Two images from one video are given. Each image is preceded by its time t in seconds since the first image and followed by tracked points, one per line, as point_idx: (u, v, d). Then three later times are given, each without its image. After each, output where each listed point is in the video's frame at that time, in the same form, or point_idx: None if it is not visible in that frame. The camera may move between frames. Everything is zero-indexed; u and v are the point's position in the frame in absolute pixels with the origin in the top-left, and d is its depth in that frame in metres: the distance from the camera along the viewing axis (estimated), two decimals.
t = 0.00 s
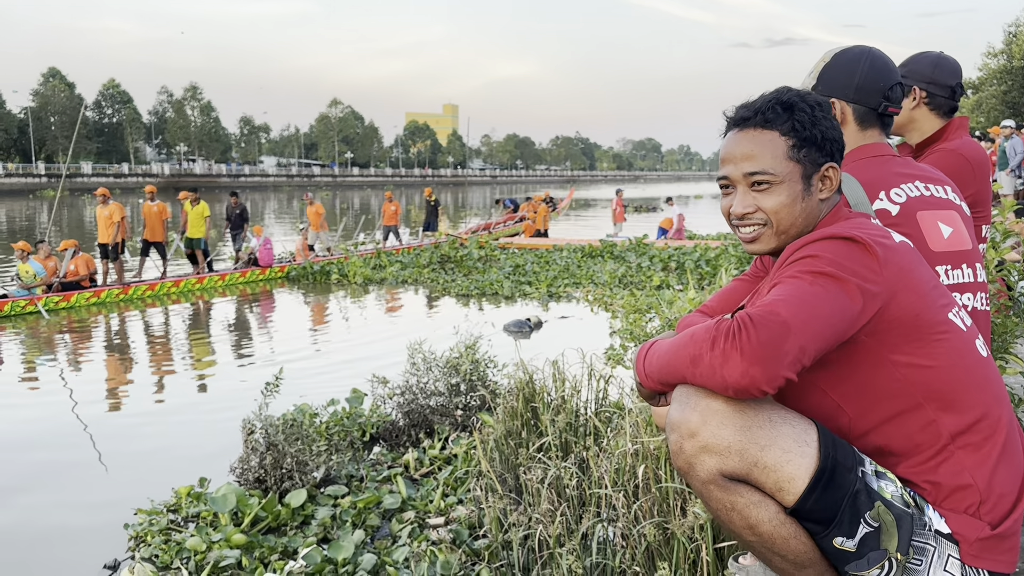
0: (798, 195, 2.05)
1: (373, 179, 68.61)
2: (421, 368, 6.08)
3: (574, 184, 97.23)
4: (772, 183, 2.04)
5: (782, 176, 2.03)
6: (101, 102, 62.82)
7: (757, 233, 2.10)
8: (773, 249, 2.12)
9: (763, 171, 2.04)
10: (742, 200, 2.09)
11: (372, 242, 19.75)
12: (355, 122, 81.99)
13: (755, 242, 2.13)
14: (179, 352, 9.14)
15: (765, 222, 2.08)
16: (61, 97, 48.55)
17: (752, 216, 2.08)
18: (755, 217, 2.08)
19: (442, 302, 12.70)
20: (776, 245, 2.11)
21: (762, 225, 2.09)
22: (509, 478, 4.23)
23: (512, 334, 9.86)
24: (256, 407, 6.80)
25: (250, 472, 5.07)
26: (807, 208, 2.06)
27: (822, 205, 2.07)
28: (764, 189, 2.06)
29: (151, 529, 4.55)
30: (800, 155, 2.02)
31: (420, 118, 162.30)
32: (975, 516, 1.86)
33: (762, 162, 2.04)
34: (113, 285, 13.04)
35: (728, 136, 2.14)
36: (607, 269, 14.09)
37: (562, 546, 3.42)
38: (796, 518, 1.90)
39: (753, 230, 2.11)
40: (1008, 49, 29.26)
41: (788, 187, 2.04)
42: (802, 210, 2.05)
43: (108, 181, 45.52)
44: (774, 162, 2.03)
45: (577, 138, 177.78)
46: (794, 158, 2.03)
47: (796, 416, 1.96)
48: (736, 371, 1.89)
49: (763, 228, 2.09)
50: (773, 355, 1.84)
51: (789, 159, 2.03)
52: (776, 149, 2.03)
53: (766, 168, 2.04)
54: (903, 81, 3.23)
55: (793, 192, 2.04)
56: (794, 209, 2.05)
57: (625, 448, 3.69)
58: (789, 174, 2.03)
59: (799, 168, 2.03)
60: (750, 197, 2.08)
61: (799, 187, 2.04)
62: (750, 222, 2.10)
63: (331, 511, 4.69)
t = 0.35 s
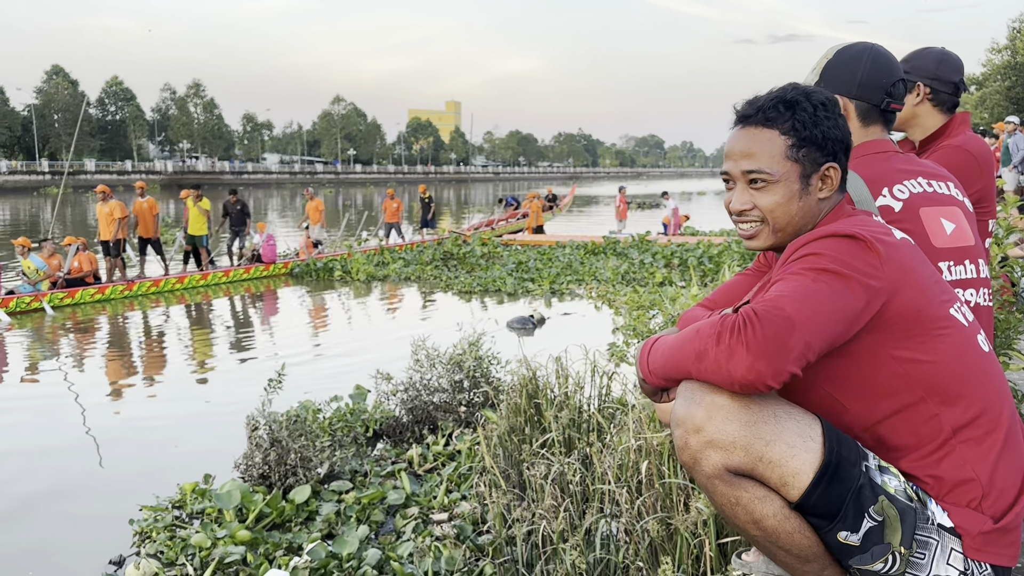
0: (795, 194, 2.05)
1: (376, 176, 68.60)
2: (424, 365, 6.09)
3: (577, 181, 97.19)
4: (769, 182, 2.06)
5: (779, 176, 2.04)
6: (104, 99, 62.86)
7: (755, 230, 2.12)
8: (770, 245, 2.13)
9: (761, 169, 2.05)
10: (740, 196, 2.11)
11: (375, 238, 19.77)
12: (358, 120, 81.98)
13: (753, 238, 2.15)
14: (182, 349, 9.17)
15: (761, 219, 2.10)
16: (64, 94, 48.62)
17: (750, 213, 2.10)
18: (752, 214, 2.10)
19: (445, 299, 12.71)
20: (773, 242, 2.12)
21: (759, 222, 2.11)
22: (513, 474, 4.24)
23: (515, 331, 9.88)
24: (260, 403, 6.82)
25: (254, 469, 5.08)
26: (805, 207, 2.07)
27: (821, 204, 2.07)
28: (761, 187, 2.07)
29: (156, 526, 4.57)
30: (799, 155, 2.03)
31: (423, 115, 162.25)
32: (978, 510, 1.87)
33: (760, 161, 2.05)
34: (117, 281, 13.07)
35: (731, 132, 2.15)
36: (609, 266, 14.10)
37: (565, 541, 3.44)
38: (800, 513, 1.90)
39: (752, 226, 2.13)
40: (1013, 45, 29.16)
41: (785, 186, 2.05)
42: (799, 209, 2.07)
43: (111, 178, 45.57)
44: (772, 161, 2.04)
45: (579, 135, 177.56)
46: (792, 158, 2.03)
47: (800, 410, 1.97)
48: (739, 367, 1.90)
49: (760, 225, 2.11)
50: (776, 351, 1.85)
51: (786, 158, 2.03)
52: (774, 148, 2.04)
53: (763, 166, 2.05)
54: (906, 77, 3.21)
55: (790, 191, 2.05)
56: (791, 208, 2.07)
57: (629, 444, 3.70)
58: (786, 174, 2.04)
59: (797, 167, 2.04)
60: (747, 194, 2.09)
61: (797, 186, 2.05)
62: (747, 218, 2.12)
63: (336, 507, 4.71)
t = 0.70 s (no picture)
0: (787, 194, 2.07)
1: (376, 174, 68.64)
2: (424, 363, 6.11)
3: (577, 179, 97.21)
4: (761, 182, 2.07)
5: (770, 176, 2.06)
6: (104, 97, 62.84)
7: (749, 229, 2.15)
8: (765, 244, 2.16)
9: (753, 170, 2.07)
10: (733, 196, 2.13)
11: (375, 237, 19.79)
12: (358, 117, 81.96)
13: (748, 237, 2.17)
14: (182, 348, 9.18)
15: (754, 219, 2.12)
16: (64, 92, 48.64)
17: (742, 213, 2.12)
18: (746, 214, 2.13)
19: (445, 297, 12.72)
20: (767, 241, 2.15)
21: (752, 221, 2.13)
22: (512, 472, 4.26)
23: (515, 329, 9.89)
24: (259, 401, 6.84)
25: (254, 466, 5.08)
26: (797, 207, 2.08)
27: (813, 203, 2.08)
28: (753, 187, 2.09)
29: (156, 524, 4.59)
30: (790, 155, 2.04)
31: (423, 112, 162.22)
32: (971, 510, 1.88)
33: (751, 161, 2.07)
34: (118, 280, 13.08)
35: (725, 132, 2.16)
36: (609, 264, 14.12)
37: (564, 539, 3.46)
38: (792, 510, 1.92)
39: (746, 226, 2.16)
40: (1012, 43, 29.19)
41: (776, 186, 2.07)
42: (791, 208, 2.08)
43: (111, 176, 45.56)
44: (764, 162, 2.06)
45: (579, 133, 177.58)
46: (784, 158, 2.05)
47: (792, 409, 1.98)
48: (730, 367, 1.92)
49: (753, 224, 2.13)
50: (767, 352, 1.86)
51: (778, 158, 2.05)
52: (765, 149, 2.06)
53: (755, 167, 2.07)
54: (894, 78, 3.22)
55: (781, 192, 2.07)
56: (782, 207, 2.08)
57: (627, 442, 3.71)
58: (777, 174, 2.06)
59: (788, 168, 2.05)
60: (740, 194, 2.11)
61: (789, 186, 2.06)
62: (741, 218, 2.14)
63: (335, 505, 4.73)
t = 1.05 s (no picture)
0: (786, 190, 2.07)
1: (373, 172, 68.57)
2: (421, 361, 6.10)
3: (573, 178, 97.23)
4: (760, 177, 2.08)
5: (770, 172, 2.06)
6: (100, 95, 62.70)
7: (745, 224, 2.15)
8: (761, 240, 2.16)
9: (753, 165, 2.08)
10: (732, 190, 2.13)
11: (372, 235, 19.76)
12: (355, 116, 81.88)
13: (744, 232, 2.18)
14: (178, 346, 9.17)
15: (751, 214, 2.12)
16: (60, 90, 48.53)
17: (740, 207, 2.13)
18: (742, 208, 2.12)
19: (442, 296, 12.71)
20: (763, 237, 2.15)
21: (748, 216, 2.13)
22: (509, 471, 4.26)
23: (512, 328, 9.89)
24: (256, 400, 6.85)
25: (251, 465, 5.09)
26: (795, 204, 2.08)
27: (812, 202, 2.09)
28: (753, 182, 2.09)
29: (151, 522, 4.58)
30: (791, 151, 2.04)
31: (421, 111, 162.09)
32: (966, 508, 1.89)
33: (753, 156, 2.08)
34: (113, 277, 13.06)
35: (730, 127, 2.17)
36: (606, 263, 14.13)
37: (561, 538, 3.46)
38: (790, 508, 1.92)
39: (742, 220, 2.16)
40: (1008, 44, 29.27)
41: (776, 183, 2.07)
42: (789, 205, 2.08)
43: (107, 174, 45.48)
44: (765, 157, 2.06)
45: (576, 132, 177.54)
46: (784, 154, 2.05)
47: (791, 406, 1.98)
48: (728, 363, 1.92)
49: (749, 219, 2.13)
50: (765, 348, 1.87)
51: (778, 155, 2.05)
52: (767, 144, 2.06)
53: (756, 162, 2.07)
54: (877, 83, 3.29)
55: (780, 188, 2.07)
56: (780, 204, 2.09)
57: (624, 440, 3.70)
58: (777, 170, 2.06)
59: (789, 164, 2.05)
60: (739, 188, 2.12)
61: (787, 183, 2.07)
62: (738, 212, 2.14)
63: (331, 504, 4.73)
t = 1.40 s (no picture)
0: (783, 187, 2.07)
1: (368, 172, 68.46)
2: (415, 361, 6.10)
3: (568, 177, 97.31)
4: (758, 174, 2.07)
5: (768, 169, 2.06)
6: (94, 94, 62.51)
7: (742, 222, 2.14)
8: (757, 238, 2.15)
9: (751, 162, 2.07)
10: (730, 187, 2.13)
11: (366, 236, 19.75)
12: (350, 116, 81.76)
13: (741, 230, 2.17)
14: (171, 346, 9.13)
15: (749, 211, 2.11)
16: (53, 89, 48.35)
17: (737, 204, 2.12)
18: (740, 206, 2.12)
19: (437, 296, 12.69)
20: (760, 235, 2.14)
21: (745, 214, 2.13)
22: (503, 470, 4.26)
23: (506, 328, 9.88)
24: (249, 399, 6.82)
25: (244, 465, 5.06)
26: (792, 202, 2.08)
27: (809, 200, 2.08)
28: (750, 179, 2.09)
29: (144, 522, 4.56)
30: (789, 149, 2.04)
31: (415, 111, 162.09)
32: (962, 507, 1.89)
33: (751, 153, 2.07)
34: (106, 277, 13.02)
35: (727, 124, 2.16)
36: (601, 263, 14.12)
37: (555, 537, 3.46)
38: (786, 507, 1.92)
39: (739, 218, 2.15)
40: (1001, 46, 29.35)
41: (773, 180, 2.07)
42: (786, 202, 2.08)
43: (101, 173, 45.32)
44: (763, 154, 2.06)
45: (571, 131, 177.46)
46: (782, 152, 2.05)
47: (786, 405, 1.98)
48: (725, 362, 1.92)
49: (746, 216, 2.13)
50: (761, 346, 1.87)
51: (777, 152, 2.05)
52: (765, 141, 2.06)
53: (754, 158, 2.07)
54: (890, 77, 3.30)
55: (778, 185, 2.07)
56: (777, 201, 2.08)
57: (618, 440, 3.69)
58: (775, 167, 2.06)
59: (786, 162, 2.05)
60: (737, 185, 2.11)
61: (785, 180, 2.06)
62: (735, 209, 2.14)
63: (325, 504, 4.72)
